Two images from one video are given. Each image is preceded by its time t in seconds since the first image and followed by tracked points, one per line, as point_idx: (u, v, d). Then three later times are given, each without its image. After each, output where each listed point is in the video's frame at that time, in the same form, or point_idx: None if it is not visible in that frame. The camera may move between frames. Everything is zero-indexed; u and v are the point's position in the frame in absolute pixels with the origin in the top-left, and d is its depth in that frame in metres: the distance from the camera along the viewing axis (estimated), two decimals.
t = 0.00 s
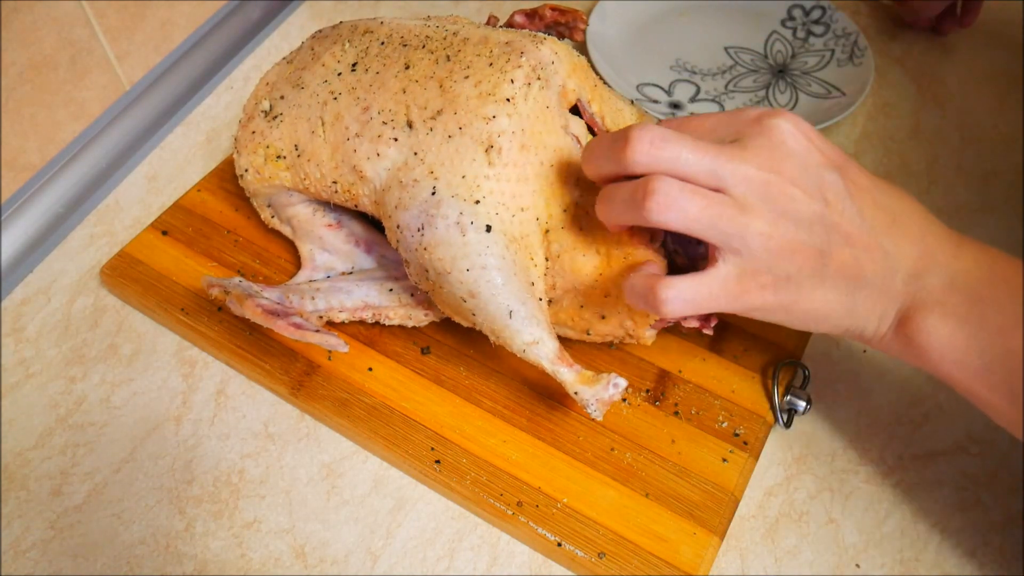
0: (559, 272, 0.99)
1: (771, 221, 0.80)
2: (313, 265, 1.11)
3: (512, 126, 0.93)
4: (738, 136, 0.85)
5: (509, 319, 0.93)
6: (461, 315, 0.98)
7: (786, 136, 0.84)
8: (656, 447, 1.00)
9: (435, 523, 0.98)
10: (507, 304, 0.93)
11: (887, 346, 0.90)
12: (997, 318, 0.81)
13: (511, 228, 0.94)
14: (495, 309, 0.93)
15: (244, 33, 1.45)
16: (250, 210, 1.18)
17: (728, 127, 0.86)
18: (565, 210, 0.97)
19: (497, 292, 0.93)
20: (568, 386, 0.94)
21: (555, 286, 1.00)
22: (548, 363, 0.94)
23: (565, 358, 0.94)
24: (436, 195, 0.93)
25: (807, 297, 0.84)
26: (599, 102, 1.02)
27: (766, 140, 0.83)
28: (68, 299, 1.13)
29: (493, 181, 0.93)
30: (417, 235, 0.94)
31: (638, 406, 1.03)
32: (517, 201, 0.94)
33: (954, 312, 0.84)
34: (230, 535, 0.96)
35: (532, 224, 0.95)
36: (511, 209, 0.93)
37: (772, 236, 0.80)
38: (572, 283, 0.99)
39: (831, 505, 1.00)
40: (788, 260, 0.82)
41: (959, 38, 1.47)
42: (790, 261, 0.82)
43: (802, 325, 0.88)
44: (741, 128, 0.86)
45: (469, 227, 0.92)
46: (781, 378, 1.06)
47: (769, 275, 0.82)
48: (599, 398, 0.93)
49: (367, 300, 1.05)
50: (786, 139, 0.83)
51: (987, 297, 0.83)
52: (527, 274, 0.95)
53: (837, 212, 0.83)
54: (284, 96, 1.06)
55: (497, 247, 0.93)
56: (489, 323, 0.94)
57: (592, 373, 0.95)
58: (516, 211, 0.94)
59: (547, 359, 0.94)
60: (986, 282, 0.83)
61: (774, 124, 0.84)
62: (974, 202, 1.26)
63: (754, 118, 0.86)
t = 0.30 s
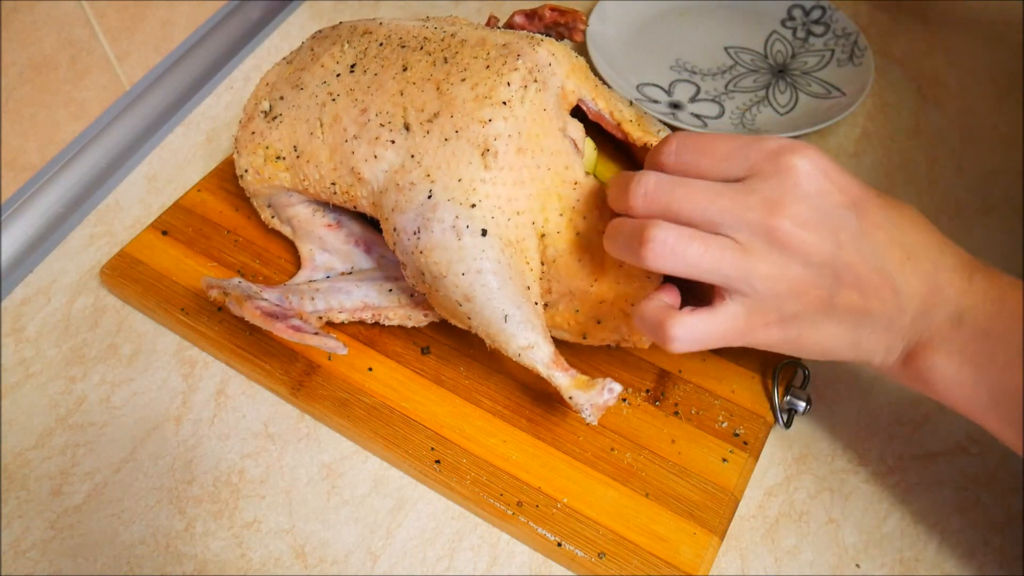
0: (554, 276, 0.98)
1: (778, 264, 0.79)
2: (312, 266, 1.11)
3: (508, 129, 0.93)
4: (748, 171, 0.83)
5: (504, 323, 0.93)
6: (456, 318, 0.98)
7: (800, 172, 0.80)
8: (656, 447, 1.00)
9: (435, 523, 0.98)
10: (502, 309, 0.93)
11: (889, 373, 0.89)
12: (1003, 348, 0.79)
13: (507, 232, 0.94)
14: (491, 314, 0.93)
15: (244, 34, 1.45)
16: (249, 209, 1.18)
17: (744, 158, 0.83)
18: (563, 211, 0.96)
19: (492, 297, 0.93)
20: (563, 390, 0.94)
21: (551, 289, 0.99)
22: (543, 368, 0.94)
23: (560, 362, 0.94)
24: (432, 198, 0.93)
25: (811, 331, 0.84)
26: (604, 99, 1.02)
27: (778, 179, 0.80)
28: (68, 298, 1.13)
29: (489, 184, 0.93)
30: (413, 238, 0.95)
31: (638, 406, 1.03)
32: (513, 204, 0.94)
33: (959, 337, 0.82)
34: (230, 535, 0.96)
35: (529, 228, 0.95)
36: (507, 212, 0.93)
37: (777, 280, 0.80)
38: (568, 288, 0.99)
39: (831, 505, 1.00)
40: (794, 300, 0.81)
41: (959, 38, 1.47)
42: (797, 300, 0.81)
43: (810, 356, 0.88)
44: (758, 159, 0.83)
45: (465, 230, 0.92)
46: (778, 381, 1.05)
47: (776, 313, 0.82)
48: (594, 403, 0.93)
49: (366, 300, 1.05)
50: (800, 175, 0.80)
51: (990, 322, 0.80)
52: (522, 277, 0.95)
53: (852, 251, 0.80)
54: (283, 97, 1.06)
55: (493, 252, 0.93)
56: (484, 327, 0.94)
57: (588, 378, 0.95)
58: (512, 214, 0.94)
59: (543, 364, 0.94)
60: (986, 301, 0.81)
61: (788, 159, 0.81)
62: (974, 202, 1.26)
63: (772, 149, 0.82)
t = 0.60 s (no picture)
0: (554, 276, 0.98)
1: (777, 264, 0.80)
2: (313, 265, 1.11)
3: (508, 129, 0.93)
4: (756, 170, 0.82)
5: (504, 323, 0.94)
6: (456, 318, 0.98)
7: (806, 173, 0.80)
8: (656, 447, 1.00)
9: (435, 523, 0.98)
10: (502, 309, 0.93)
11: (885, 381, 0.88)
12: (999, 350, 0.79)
13: (507, 232, 0.94)
14: (490, 314, 0.94)
15: (244, 34, 1.45)
16: (250, 210, 1.18)
17: (753, 154, 0.82)
18: (563, 212, 0.96)
19: (492, 296, 0.93)
20: (563, 390, 0.94)
21: (551, 290, 0.99)
22: (543, 367, 0.94)
23: (560, 362, 0.94)
24: (432, 199, 0.93)
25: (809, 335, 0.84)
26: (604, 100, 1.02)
27: (785, 179, 0.80)
28: (68, 298, 1.13)
29: (489, 184, 0.93)
30: (413, 238, 0.95)
31: (638, 406, 1.03)
32: (513, 204, 0.94)
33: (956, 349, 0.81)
34: (230, 535, 0.96)
35: (528, 229, 0.95)
36: (507, 212, 0.93)
37: (777, 279, 0.80)
38: (568, 288, 0.99)
39: (831, 505, 1.00)
40: (794, 300, 0.82)
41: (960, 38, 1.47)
42: (798, 301, 0.82)
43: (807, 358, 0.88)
44: (767, 157, 0.82)
45: (464, 231, 0.92)
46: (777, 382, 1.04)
47: (778, 312, 0.83)
48: (594, 403, 0.93)
49: (367, 300, 1.05)
50: (806, 177, 0.79)
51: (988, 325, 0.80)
52: (522, 278, 0.95)
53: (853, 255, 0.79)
54: (284, 97, 1.06)
55: (493, 252, 0.93)
56: (484, 327, 0.95)
57: (588, 378, 0.95)
58: (512, 214, 0.94)
59: (543, 364, 0.94)
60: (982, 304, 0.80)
61: (795, 159, 0.80)
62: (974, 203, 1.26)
63: (782, 148, 0.81)
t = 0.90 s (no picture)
0: (550, 278, 0.98)
1: (766, 283, 0.78)
2: (311, 265, 1.11)
3: (505, 130, 0.93)
4: (744, 189, 0.80)
5: (501, 325, 0.93)
6: (452, 319, 0.98)
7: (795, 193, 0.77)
8: (656, 447, 1.00)
9: (435, 523, 0.98)
10: (498, 309, 0.93)
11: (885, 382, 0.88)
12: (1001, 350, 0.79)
13: (504, 233, 0.93)
14: (486, 316, 0.93)
15: (244, 33, 1.45)
16: (250, 210, 1.17)
17: (740, 173, 0.80)
18: (560, 213, 0.96)
19: (489, 298, 0.93)
20: (558, 393, 0.93)
21: (548, 291, 0.99)
22: (539, 369, 0.94)
23: (557, 363, 0.94)
24: (429, 200, 0.93)
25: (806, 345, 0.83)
26: (602, 103, 1.02)
27: (773, 199, 0.78)
28: (68, 298, 1.13)
29: (486, 186, 0.93)
30: (411, 239, 0.94)
31: (638, 406, 1.03)
32: (510, 206, 0.94)
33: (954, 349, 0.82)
34: (230, 535, 0.96)
35: (526, 230, 0.95)
36: (504, 214, 0.93)
37: (766, 298, 0.79)
38: (565, 289, 0.98)
39: (831, 505, 1.00)
40: (786, 316, 0.80)
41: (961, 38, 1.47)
42: (789, 317, 0.80)
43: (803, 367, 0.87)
44: (754, 176, 0.80)
45: (461, 232, 0.92)
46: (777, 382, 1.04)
47: (771, 328, 0.82)
48: (589, 406, 0.92)
49: (366, 300, 1.05)
50: (795, 197, 0.77)
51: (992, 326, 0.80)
52: (519, 279, 0.94)
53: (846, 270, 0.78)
54: (283, 97, 1.06)
55: (490, 253, 0.93)
56: (481, 329, 0.94)
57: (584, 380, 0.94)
58: (510, 215, 0.94)
59: (539, 365, 0.94)
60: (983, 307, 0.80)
61: (783, 178, 0.78)
62: (975, 202, 1.26)
63: (768, 166, 0.79)
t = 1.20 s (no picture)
0: (547, 281, 0.97)
1: (806, 262, 0.75)
2: (311, 265, 1.11)
3: (502, 133, 0.93)
4: (787, 171, 0.79)
5: (497, 328, 0.94)
6: (449, 322, 0.98)
7: (841, 177, 0.77)
8: (656, 447, 1.00)
9: (435, 523, 0.98)
10: (495, 314, 0.93)
11: (885, 381, 0.88)
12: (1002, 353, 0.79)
13: (500, 237, 0.93)
14: (483, 320, 0.94)
15: (245, 34, 1.45)
16: (249, 210, 1.17)
17: (786, 155, 0.79)
18: (557, 216, 0.96)
19: (485, 302, 0.93)
20: (555, 397, 0.93)
21: (544, 295, 0.99)
22: (535, 373, 0.94)
23: (553, 368, 0.94)
24: (426, 204, 0.93)
25: (823, 341, 0.81)
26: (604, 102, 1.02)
27: (819, 181, 0.77)
28: (68, 298, 1.13)
29: (482, 189, 0.93)
30: (408, 243, 0.94)
31: (638, 406, 1.03)
32: (506, 210, 0.94)
33: (952, 348, 0.82)
34: (230, 535, 0.96)
35: (522, 234, 0.95)
36: (501, 218, 0.93)
37: (803, 279, 0.76)
38: (561, 293, 0.98)
39: (831, 505, 1.00)
40: (816, 302, 0.77)
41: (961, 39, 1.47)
42: (819, 303, 0.77)
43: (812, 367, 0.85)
44: (800, 160, 0.79)
45: (457, 236, 0.92)
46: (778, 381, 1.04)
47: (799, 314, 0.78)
48: (586, 410, 0.92)
49: (365, 301, 1.05)
50: (840, 181, 0.77)
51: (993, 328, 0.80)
52: (516, 283, 0.94)
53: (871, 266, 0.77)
54: (282, 98, 1.06)
55: (486, 257, 0.92)
56: (477, 332, 0.95)
57: (580, 385, 0.94)
58: (505, 219, 0.94)
59: (535, 368, 0.94)
60: (976, 307, 0.82)
61: (830, 162, 0.77)
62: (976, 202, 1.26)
63: (814, 150, 0.79)
